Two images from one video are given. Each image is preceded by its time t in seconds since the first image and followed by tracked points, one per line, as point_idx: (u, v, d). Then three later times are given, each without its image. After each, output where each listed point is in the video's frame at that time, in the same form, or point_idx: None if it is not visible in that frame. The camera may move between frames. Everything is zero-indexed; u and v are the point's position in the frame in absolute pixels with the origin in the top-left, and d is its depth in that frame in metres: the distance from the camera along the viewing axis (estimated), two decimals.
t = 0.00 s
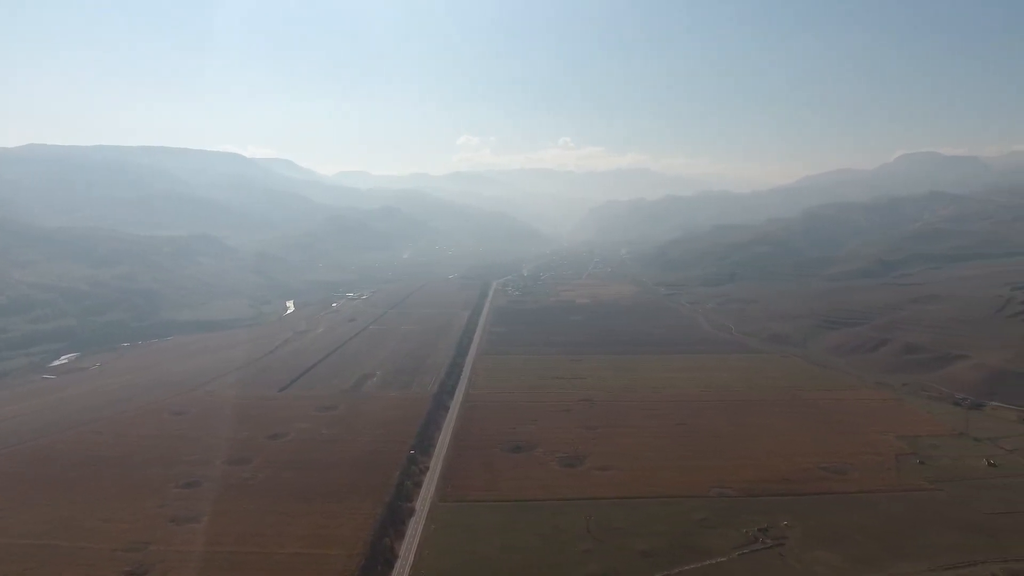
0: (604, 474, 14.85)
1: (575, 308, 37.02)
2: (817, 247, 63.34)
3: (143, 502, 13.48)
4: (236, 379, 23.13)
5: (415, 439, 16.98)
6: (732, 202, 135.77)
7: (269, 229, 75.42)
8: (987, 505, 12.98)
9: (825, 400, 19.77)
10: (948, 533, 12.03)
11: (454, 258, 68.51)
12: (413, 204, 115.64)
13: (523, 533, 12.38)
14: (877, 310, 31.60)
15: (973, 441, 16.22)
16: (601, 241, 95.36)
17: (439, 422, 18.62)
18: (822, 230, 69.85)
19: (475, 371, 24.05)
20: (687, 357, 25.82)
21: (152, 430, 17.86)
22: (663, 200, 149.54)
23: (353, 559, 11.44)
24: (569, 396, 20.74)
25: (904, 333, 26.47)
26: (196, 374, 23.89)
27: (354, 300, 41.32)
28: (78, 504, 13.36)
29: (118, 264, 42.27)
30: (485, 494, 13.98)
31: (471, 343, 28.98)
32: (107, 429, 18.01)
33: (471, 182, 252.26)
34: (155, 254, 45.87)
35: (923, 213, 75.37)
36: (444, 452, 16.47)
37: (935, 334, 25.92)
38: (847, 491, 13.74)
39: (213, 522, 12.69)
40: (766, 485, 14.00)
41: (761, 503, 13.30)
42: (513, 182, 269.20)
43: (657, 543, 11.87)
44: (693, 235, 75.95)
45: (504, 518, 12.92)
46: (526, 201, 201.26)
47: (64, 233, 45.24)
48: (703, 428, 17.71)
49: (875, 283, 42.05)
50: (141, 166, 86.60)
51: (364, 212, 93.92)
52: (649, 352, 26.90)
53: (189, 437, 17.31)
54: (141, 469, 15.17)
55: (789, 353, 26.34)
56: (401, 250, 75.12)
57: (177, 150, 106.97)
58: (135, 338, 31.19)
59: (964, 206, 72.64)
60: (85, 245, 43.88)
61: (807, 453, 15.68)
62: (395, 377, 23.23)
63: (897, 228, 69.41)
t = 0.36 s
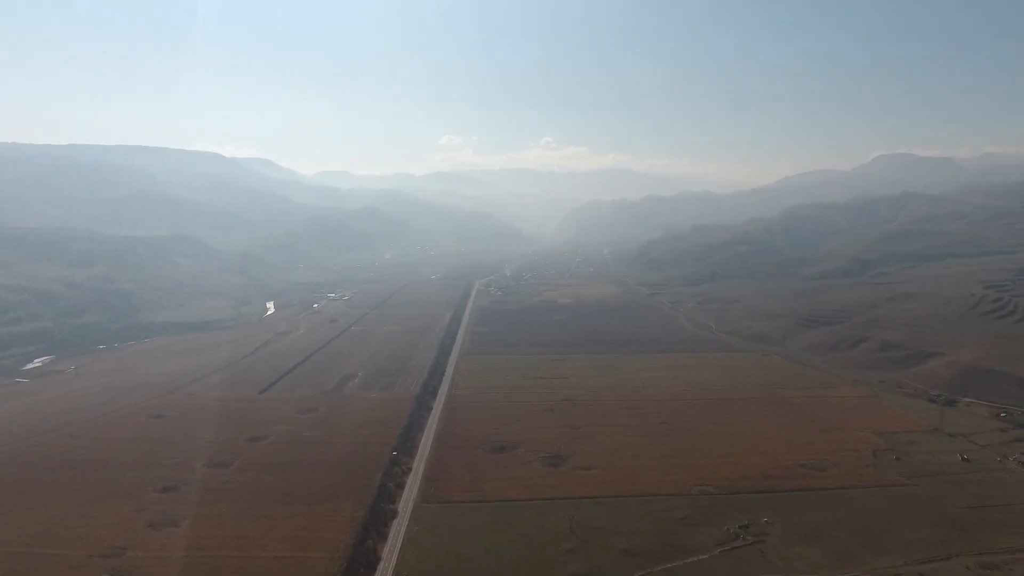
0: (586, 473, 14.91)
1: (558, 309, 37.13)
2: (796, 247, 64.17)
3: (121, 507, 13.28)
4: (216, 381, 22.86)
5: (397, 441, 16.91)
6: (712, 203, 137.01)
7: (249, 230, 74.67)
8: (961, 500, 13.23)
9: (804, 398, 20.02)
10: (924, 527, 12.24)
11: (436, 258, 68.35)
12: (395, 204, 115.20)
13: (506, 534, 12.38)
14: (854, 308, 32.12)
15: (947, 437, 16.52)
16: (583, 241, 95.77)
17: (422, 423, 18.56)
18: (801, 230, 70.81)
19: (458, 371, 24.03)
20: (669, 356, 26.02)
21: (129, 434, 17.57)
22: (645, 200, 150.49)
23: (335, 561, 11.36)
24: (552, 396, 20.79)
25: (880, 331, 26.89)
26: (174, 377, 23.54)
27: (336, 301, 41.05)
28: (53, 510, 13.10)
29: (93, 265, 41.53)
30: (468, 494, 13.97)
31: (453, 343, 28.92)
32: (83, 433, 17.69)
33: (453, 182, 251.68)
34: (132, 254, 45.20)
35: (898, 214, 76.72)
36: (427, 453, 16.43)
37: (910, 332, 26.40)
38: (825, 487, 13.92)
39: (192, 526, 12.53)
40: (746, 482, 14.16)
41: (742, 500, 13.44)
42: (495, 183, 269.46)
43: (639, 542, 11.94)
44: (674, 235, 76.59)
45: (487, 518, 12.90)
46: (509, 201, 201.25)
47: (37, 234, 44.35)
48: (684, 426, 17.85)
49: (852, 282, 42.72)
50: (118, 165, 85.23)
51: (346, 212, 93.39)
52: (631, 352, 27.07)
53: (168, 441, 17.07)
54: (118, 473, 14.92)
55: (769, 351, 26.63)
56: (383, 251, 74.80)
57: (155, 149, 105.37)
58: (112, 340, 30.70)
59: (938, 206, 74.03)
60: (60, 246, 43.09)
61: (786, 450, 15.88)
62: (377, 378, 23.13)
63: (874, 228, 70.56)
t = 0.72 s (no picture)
0: (570, 472, 14.96)
1: (540, 308, 37.21)
2: (775, 247, 64.88)
3: (98, 512, 13.04)
4: (195, 384, 22.55)
5: (380, 443, 16.82)
6: (693, 203, 138.12)
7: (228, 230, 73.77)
8: (937, 494, 13.49)
9: (784, 395, 20.27)
10: (901, 522, 12.45)
11: (418, 258, 68.12)
12: (376, 205, 114.56)
13: (490, 533, 12.38)
14: (832, 307, 32.59)
15: (923, 432, 16.83)
16: (566, 241, 96.05)
17: (405, 425, 18.50)
18: (780, 230, 71.67)
19: (441, 372, 23.97)
20: (651, 355, 26.18)
21: (106, 438, 17.27)
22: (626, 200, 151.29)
23: (317, 564, 11.27)
24: (535, 396, 20.82)
25: (857, 329, 27.28)
26: (151, 380, 23.16)
27: (316, 302, 40.72)
28: (26, 516, 12.82)
29: (68, 267, 40.75)
30: (452, 494, 13.94)
31: (436, 344, 28.84)
32: (57, 437, 17.34)
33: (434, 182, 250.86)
34: (108, 255, 44.44)
35: (874, 214, 77.96)
36: (410, 454, 16.37)
37: (887, 330, 26.84)
38: (805, 483, 14.09)
39: (171, 531, 12.34)
40: (728, 479, 14.30)
41: (724, 497, 13.56)
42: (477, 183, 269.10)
43: (623, 539, 12.00)
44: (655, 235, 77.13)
45: (471, 518, 12.89)
46: (491, 201, 201.14)
47: (9, 235, 43.41)
48: (666, 424, 17.96)
49: (830, 281, 43.31)
50: (92, 165, 83.66)
51: (327, 212, 92.71)
52: (614, 351, 27.21)
53: (145, 445, 16.79)
54: (94, 478, 14.66)
55: (749, 350, 26.87)
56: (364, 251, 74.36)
57: (131, 148, 103.58)
58: (88, 342, 30.13)
59: (913, 206, 75.33)
60: (33, 248, 42.22)
61: (766, 447, 16.06)
62: (360, 380, 22.99)
63: (851, 228, 71.59)
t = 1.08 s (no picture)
0: (553, 472, 14.98)
1: (523, 308, 37.27)
2: (754, 246, 65.63)
3: (73, 518, 12.81)
4: (174, 387, 22.25)
5: (362, 444, 16.72)
6: (674, 203, 139.17)
7: (207, 231, 72.91)
8: (912, 489, 13.73)
9: (764, 394, 20.48)
10: (878, 517, 12.65)
11: (400, 259, 67.89)
12: (358, 205, 113.95)
13: (474, 534, 12.37)
14: (811, 305, 33.05)
15: (899, 429, 17.12)
16: (548, 241, 96.30)
17: (387, 426, 18.41)
18: (759, 230, 72.51)
19: (424, 373, 23.90)
20: (634, 355, 26.32)
21: (82, 442, 16.98)
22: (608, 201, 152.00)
23: (299, 568, 11.17)
24: (518, 396, 20.84)
25: (836, 328, 27.67)
26: (129, 383, 22.80)
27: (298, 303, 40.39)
28: None
29: (42, 268, 39.96)
30: (435, 496, 13.90)
31: (419, 344, 28.75)
32: (31, 442, 17.00)
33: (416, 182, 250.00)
34: (84, 257, 43.67)
35: (851, 214, 79.17)
36: (393, 456, 16.28)
37: (864, 328, 27.27)
38: (785, 481, 14.26)
39: (149, 536, 12.16)
40: (709, 477, 14.43)
41: (706, 495, 13.68)
42: (459, 183, 268.86)
43: (606, 539, 12.05)
44: (636, 235, 77.66)
45: (455, 519, 12.86)
46: (473, 202, 201.05)
47: None
48: (649, 423, 18.08)
49: (808, 280, 43.89)
50: (67, 164, 82.13)
51: (308, 212, 92.03)
52: (596, 351, 27.35)
53: (123, 449, 16.53)
54: (70, 484, 14.39)
55: (730, 349, 27.13)
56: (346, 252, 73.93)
57: (107, 147, 101.85)
58: (63, 345, 29.55)
59: (890, 207, 76.64)
60: (6, 249, 41.35)
61: (747, 445, 16.23)
62: (342, 381, 22.85)
63: (829, 228, 72.62)
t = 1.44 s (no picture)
0: (537, 472, 15.00)
1: (506, 309, 37.28)
2: (735, 246, 66.27)
3: (49, 524, 12.57)
4: (153, 389, 21.93)
5: (345, 446, 16.61)
6: (655, 203, 140.08)
7: (186, 231, 72.01)
8: (889, 485, 13.97)
9: (745, 392, 20.66)
10: (857, 513, 12.84)
11: (383, 259, 67.59)
12: (340, 205, 113.24)
13: (458, 534, 12.36)
14: (791, 304, 33.45)
15: (877, 425, 17.39)
16: (531, 241, 96.41)
17: (370, 427, 18.30)
18: (739, 230, 73.23)
19: (407, 374, 23.80)
20: (617, 354, 26.44)
21: (58, 446, 16.67)
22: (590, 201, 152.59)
23: (281, 571, 11.07)
24: (501, 396, 20.82)
25: (815, 326, 28.02)
26: (106, 386, 22.41)
27: (279, 304, 40.00)
28: None
29: (16, 269, 39.16)
30: (418, 497, 13.85)
31: (401, 345, 28.64)
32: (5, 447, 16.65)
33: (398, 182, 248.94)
34: (59, 257, 42.87)
35: (829, 214, 80.25)
36: (376, 457, 16.19)
37: (843, 326, 27.66)
38: (766, 478, 14.42)
39: (128, 541, 11.97)
40: (691, 475, 14.53)
41: (688, 493, 13.79)
42: (442, 183, 268.20)
43: (590, 537, 12.09)
44: (618, 235, 78.03)
45: (439, 520, 12.83)
46: (455, 202, 200.75)
47: None
48: (632, 422, 18.16)
49: (788, 279, 44.40)
50: (41, 163, 80.55)
51: (289, 212, 91.31)
52: (580, 350, 27.43)
53: (100, 453, 16.25)
54: (46, 488, 14.12)
55: (711, 348, 27.35)
56: (327, 252, 73.42)
57: (82, 146, 100.06)
58: (37, 347, 29.00)
59: (867, 207, 77.80)
60: None
61: (729, 443, 16.39)
62: (324, 382, 22.69)
63: (808, 228, 73.59)
